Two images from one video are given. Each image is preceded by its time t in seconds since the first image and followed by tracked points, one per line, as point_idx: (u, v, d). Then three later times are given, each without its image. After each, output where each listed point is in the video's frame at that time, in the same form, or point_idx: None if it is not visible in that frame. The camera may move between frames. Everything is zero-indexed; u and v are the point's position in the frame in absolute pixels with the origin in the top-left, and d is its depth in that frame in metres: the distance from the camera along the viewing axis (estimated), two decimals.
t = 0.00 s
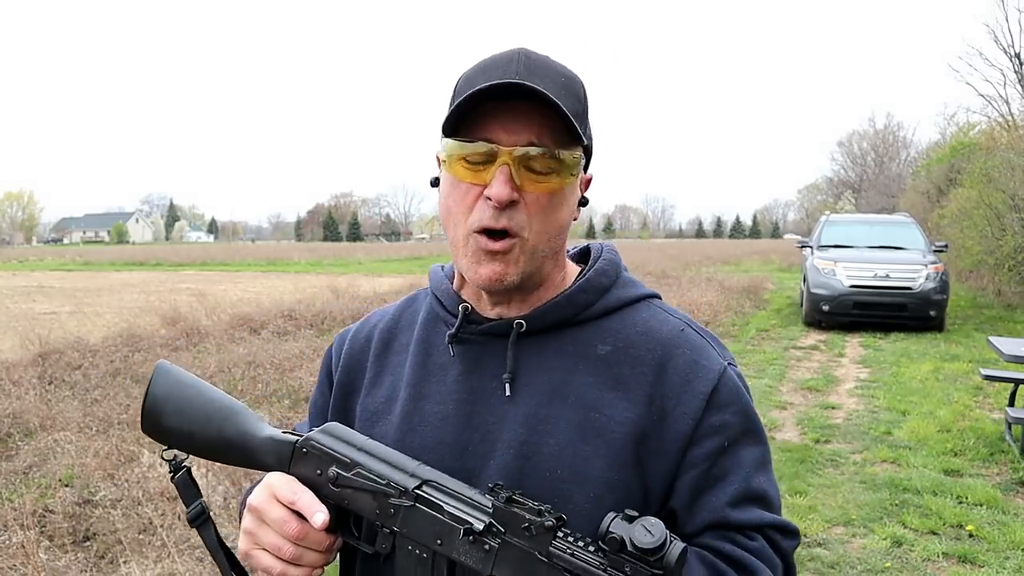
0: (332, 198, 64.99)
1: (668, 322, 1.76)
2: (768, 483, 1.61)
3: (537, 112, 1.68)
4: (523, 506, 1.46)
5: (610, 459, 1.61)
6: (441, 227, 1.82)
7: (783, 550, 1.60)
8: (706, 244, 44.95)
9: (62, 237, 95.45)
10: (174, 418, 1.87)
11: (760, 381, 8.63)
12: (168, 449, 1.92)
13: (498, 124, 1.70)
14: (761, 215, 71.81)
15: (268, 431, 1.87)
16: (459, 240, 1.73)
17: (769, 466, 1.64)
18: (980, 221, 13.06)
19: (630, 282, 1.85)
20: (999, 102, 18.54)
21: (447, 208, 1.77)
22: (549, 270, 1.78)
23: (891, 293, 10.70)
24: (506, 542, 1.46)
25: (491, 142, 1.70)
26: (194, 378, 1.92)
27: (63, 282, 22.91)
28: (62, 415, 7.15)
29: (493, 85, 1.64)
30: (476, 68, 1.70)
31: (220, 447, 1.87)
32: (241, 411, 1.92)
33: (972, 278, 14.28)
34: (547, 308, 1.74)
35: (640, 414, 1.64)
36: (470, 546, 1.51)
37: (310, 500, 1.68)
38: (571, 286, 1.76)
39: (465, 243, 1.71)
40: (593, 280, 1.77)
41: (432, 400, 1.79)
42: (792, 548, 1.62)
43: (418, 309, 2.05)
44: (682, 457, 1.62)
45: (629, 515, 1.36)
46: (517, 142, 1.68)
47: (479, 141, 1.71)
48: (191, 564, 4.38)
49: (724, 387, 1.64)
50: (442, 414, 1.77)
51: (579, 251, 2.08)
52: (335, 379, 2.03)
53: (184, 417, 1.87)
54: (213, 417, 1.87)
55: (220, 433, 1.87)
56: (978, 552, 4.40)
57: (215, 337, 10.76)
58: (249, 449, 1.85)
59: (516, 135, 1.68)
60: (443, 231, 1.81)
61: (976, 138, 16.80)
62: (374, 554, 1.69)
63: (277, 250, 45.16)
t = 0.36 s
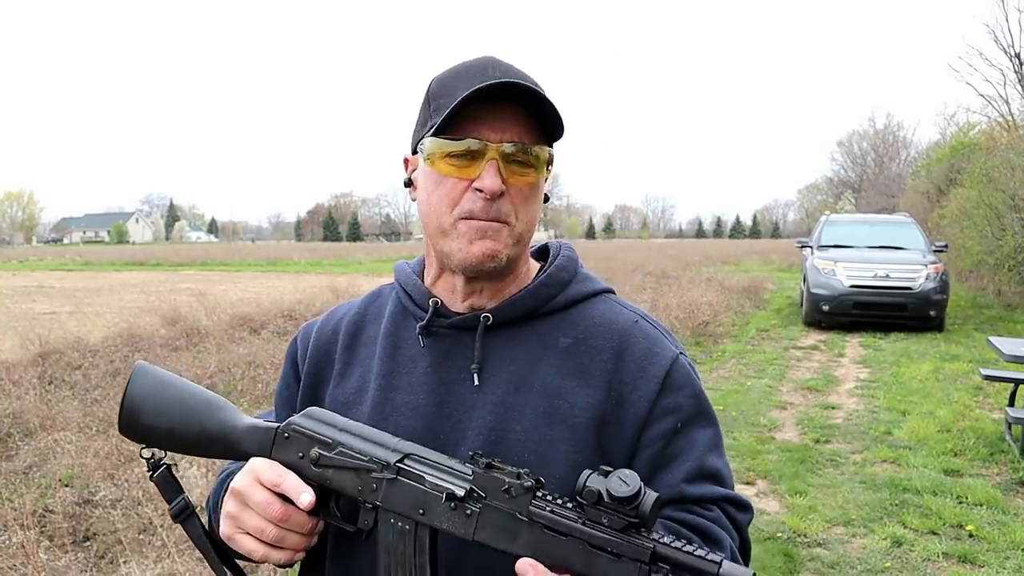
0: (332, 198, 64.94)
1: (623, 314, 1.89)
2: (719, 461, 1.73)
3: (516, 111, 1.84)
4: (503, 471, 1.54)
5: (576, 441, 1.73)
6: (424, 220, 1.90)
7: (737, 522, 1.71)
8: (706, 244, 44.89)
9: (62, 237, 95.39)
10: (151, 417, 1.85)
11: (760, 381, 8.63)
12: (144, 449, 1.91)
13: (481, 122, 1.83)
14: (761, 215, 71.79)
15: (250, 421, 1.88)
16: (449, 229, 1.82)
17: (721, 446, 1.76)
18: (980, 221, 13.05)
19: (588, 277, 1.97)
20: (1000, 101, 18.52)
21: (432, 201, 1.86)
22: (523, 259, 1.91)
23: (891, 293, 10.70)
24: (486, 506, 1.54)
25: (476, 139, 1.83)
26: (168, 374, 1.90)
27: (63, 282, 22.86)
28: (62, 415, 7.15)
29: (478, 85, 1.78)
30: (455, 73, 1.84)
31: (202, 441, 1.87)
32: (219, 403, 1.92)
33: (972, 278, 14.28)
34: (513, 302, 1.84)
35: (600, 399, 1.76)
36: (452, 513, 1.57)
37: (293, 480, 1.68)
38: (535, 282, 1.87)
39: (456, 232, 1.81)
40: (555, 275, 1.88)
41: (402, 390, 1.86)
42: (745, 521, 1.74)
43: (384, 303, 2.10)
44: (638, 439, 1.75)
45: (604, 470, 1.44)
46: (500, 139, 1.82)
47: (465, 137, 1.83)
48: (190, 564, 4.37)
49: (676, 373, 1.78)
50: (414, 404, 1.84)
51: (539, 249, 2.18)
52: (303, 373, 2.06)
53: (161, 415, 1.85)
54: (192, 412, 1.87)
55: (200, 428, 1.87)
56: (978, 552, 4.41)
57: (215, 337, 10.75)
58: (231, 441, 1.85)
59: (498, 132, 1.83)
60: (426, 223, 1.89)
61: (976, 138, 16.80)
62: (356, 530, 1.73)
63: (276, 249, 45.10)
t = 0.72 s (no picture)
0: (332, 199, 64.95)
1: (598, 301, 1.95)
2: (694, 438, 1.80)
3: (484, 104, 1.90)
4: (513, 419, 1.61)
5: (559, 423, 1.79)
6: (404, 216, 1.92)
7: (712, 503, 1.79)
8: (706, 243, 44.85)
9: (62, 237, 95.40)
10: (125, 412, 1.87)
11: (760, 381, 8.64)
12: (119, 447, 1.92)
13: (451, 115, 1.88)
14: (761, 215, 71.80)
15: (230, 406, 1.89)
16: (431, 218, 1.86)
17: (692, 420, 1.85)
18: (980, 221, 13.05)
19: (561, 269, 2.02)
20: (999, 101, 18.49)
21: (411, 194, 1.89)
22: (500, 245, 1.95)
23: (891, 293, 10.70)
24: (500, 453, 1.58)
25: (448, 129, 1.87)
26: (139, 369, 1.92)
27: (63, 282, 22.84)
28: (62, 415, 7.15)
29: (441, 79, 1.84)
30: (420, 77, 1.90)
31: (182, 431, 1.88)
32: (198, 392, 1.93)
33: (972, 278, 14.29)
34: (495, 291, 1.88)
35: (580, 382, 1.82)
36: (465, 468, 1.61)
37: (290, 456, 1.69)
38: (514, 272, 1.91)
39: (438, 220, 1.84)
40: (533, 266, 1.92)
41: (388, 378, 1.89)
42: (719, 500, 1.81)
43: (363, 292, 2.10)
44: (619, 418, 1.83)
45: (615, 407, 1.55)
46: (472, 127, 1.87)
47: (437, 129, 1.87)
48: (190, 564, 4.37)
49: (649, 355, 1.86)
50: (399, 391, 1.87)
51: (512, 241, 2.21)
52: (284, 358, 2.05)
53: (136, 409, 1.87)
54: (168, 403, 1.89)
55: (179, 416, 1.88)
56: (977, 551, 4.41)
57: (215, 337, 10.75)
58: (215, 426, 1.87)
59: (468, 121, 1.88)
60: (406, 217, 1.92)
61: (976, 138, 16.77)
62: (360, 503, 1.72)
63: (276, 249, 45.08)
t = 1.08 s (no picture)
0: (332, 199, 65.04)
1: (614, 302, 1.98)
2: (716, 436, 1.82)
3: (482, 104, 1.88)
4: (559, 434, 1.58)
5: (585, 424, 1.79)
6: (411, 229, 1.93)
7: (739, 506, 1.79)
8: (706, 243, 44.85)
9: (63, 237, 95.53)
10: (128, 440, 1.74)
11: (760, 381, 8.64)
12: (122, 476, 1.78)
13: (453, 125, 1.86)
14: (761, 215, 71.81)
15: (248, 428, 1.80)
16: (439, 234, 1.87)
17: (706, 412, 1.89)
18: (980, 221, 13.05)
19: (574, 270, 2.05)
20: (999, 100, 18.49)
21: (416, 208, 1.90)
22: (507, 250, 1.97)
23: (891, 293, 10.70)
24: (548, 470, 1.56)
25: (450, 142, 1.86)
26: (138, 391, 1.78)
27: (64, 282, 22.89)
28: (62, 415, 7.15)
29: (443, 94, 1.81)
30: (414, 80, 1.88)
31: (195, 456, 1.77)
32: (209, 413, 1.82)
33: (972, 278, 14.28)
34: (510, 296, 1.90)
35: (604, 382, 1.83)
36: (513, 487, 1.57)
37: (323, 481, 1.63)
38: (528, 275, 1.94)
39: (445, 236, 1.86)
40: (546, 269, 1.95)
41: (407, 387, 1.88)
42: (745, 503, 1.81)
43: (373, 305, 2.09)
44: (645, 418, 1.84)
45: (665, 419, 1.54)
46: (475, 137, 1.86)
47: (439, 143, 1.86)
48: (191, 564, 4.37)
49: (670, 355, 1.89)
50: (420, 400, 1.86)
51: (524, 244, 2.25)
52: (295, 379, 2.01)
53: (140, 436, 1.74)
54: (177, 428, 1.76)
55: (191, 441, 1.77)
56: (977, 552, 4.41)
57: (215, 337, 10.76)
58: (233, 450, 1.78)
59: (471, 130, 1.86)
60: (413, 231, 1.93)
61: (976, 138, 16.78)
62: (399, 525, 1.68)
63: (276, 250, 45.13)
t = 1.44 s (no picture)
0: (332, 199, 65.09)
1: (630, 301, 2.00)
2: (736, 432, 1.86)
3: (497, 105, 1.86)
4: (597, 445, 1.57)
5: (611, 426, 1.81)
6: (416, 229, 1.94)
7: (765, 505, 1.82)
8: (706, 243, 44.85)
9: (63, 237, 95.62)
10: (130, 475, 1.68)
11: (760, 381, 8.64)
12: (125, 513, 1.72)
13: (465, 125, 1.85)
14: (761, 215, 71.80)
15: (259, 456, 1.74)
16: (444, 237, 1.87)
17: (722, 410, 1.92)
18: (980, 221, 13.05)
19: (585, 269, 2.06)
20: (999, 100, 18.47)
21: (422, 208, 1.90)
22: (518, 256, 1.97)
23: (891, 293, 10.70)
24: (589, 482, 1.55)
25: (460, 143, 1.85)
26: (136, 423, 1.72)
27: (65, 281, 22.92)
28: (62, 415, 7.15)
29: (456, 92, 1.80)
30: (430, 76, 1.87)
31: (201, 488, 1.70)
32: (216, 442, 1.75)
33: (973, 278, 14.27)
34: (524, 298, 1.91)
35: (627, 384, 1.84)
36: (553, 501, 1.56)
37: (349, 511, 1.58)
38: (542, 276, 1.94)
39: (450, 240, 1.86)
40: (560, 270, 1.96)
41: (423, 396, 1.87)
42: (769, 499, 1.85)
43: (377, 312, 2.07)
44: (669, 418, 1.86)
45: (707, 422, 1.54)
46: (487, 140, 1.85)
47: (449, 143, 1.85)
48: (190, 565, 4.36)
49: (689, 354, 1.92)
50: (438, 409, 1.85)
51: (531, 244, 2.26)
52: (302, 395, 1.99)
53: (142, 471, 1.68)
54: (183, 458, 1.70)
55: (197, 471, 1.70)
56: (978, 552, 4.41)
57: (215, 337, 10.76)
58: (243, 479, 1.71)
59: (484, 131, 1.85)
60: (418, 231, 1.93)
61: (976, 138, 16.77)
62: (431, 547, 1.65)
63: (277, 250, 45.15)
